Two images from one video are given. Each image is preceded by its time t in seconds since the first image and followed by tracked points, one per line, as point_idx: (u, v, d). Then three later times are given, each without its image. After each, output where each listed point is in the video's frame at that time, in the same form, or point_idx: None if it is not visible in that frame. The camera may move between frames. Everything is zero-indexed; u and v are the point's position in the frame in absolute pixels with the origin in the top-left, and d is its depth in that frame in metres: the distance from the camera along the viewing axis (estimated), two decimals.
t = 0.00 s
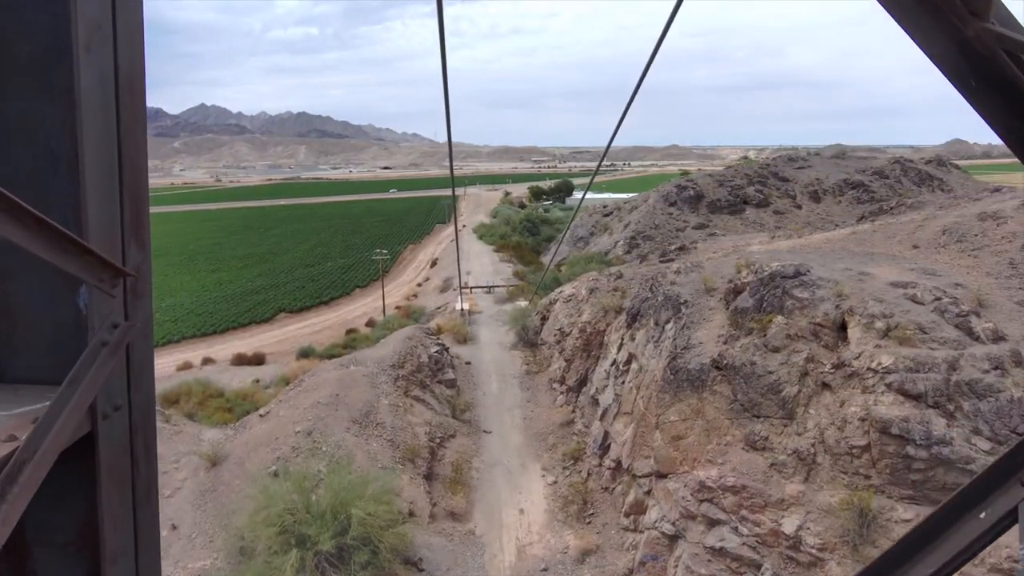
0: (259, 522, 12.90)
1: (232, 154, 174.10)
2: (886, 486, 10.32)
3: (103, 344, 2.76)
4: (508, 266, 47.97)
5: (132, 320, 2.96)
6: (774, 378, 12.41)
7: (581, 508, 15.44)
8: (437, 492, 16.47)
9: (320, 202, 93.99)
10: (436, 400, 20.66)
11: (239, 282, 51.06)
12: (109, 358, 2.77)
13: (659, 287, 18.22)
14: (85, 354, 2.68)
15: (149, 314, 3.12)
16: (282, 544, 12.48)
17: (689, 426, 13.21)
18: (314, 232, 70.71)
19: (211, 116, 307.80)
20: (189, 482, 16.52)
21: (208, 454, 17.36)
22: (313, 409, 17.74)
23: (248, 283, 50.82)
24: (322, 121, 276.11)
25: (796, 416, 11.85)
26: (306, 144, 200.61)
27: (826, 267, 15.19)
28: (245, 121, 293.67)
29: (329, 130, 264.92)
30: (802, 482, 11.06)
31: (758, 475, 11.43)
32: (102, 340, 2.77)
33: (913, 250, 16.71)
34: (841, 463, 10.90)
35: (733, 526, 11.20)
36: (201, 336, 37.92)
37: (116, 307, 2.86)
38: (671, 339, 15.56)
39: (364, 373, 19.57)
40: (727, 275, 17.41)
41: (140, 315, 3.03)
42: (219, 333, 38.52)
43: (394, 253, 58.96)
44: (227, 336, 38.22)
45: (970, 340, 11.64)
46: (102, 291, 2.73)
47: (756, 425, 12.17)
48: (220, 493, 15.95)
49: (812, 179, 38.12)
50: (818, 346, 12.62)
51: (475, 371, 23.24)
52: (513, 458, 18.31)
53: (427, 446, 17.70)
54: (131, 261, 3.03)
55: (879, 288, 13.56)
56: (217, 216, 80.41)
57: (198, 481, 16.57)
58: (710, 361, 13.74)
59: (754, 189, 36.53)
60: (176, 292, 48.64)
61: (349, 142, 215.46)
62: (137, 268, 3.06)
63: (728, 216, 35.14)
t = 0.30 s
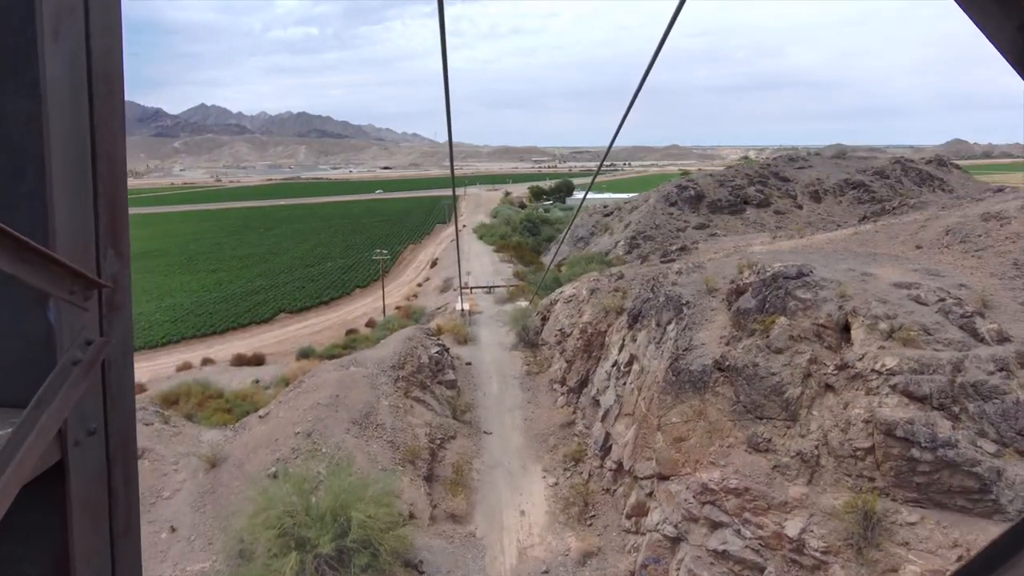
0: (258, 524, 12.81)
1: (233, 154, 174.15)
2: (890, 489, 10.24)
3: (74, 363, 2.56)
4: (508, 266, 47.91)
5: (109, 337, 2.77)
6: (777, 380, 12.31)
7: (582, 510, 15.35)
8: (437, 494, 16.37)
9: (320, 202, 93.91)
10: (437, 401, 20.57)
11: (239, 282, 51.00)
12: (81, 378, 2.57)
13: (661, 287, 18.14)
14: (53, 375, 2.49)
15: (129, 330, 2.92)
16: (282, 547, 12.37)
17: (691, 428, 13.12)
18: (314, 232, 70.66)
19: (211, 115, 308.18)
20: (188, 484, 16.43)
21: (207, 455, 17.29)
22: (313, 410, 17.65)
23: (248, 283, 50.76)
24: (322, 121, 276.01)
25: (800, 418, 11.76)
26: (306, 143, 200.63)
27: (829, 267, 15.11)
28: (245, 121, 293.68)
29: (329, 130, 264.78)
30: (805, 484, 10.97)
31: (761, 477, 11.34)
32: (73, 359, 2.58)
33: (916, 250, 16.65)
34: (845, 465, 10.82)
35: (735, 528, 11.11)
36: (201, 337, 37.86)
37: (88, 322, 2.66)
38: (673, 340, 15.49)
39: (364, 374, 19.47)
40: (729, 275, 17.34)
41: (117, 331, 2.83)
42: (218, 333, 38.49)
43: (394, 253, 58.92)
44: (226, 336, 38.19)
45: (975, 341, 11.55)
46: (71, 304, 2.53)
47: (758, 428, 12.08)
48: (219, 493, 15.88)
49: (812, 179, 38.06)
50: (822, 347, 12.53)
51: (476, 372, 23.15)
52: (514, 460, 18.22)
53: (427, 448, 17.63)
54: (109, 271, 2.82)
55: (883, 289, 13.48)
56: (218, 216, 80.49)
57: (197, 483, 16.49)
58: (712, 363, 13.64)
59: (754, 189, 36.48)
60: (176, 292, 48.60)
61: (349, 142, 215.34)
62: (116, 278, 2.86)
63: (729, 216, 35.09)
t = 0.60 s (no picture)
0: (256, 527, 12.68)
1: (233, 154, 174.29)
2: (893, 492, 10.15)
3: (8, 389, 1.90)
4: (508, 266, 47.82)
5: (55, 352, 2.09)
6: (779, 382, 12.21)
7: (583, 512, 15.25)
8: (437, 495, 16.25)
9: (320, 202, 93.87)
10: (436, 402, 20.47)
11: (239, 282, 50.88)
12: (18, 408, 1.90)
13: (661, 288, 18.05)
14: None
15: (84, 340, 2.23)
16: (279, 550, 12.24)
17: (692, 430, 13.01)
18: (314, 232, 70.59)
19: (212, 116, 308.32)
20: (186, 485, 16.32)
21: (205, 457, 17.21)
22: (312, 411, 17.52)
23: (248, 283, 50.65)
24: (322, 121, 276.00)
25: (802, 420, 11.67)
26: (306, 143, 200.75)
27: (831, 268, 15.02)
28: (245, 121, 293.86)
29: (329, 130, 264.79)
30: (807, 487, 10.87)
31: (763, 480, 11.24)
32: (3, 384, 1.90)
33: (918, 251, 16.57)
34: (848, 468, 10.72)
35: (737, 531, 11.02)
36: (201, 337, 37.77)
37: (25, 335, 1.98)
38: (674, 342, 15.40)
39: (363, 375, 19.36)
40: (730, 276, 17.26)
41: (68, 343, 2.14)
42: (217, 332, 38.40)
43: (394, 253, 58.86)
44: (225, 336, 38.17)
45: (979, 343, 11.46)
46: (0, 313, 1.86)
47: (760, 430, 11.98)
48: (218, 495, 15.78)
49: (813, 179, 38.01)
50: (824, 349, 12.44)
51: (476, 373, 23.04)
52: (514, 461, 18.12)
53: (427, 449, 17.53)
54: (56, 270, 2.13)
55: (885, 289, 13.39)
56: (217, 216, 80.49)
57: (195, 484, 16.34)
58: (713, 364, 13.54)
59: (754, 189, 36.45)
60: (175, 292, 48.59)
61: (349, 142, 215.41)
62: (66, 278, 2.17)
63: (729, 216, 35.06)
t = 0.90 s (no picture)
0: (253, 529, 12.56)
1: (233, 154, 174.21)
2: (895, 494, 10.07)
3: None
4: (508, 266, 47.74)
5: None
6: (780, 383, 12.12)
7: (582, 514, 15.16)
8: (436, 497, 16.16)
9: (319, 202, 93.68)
10: (435, 402, 20.38)
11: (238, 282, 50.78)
12: None
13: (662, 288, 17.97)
14: None
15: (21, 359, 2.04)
16: (276, 552, 12.12)
17: (692, 431, 12.93)
18: (313, 233, 70.43)
19: (212, 116, 308.28)
20: (184, 486, 16.17)
21: (202, 458, 17.12)
22: (310, 412, 17.42)
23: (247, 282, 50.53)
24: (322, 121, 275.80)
25: (802, 422, 11.59)
26: (307, 143, 200.68)
27: (833, 268, 14.95)
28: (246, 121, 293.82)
29: (329, 130, 264.65)
30: (808, 489, 10.78)
31: (764, 481, 11.15)
32: None
33: (920, 251, 16.49)
34: (849, 469, 10.65)
35: (737, 533, 10.93)
36: (200, 337, 37.65)
37: None
38: (674, 342, 15.32)
39: (362, 376, 19.27)
40: (730, 276, 17.18)
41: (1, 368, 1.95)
42: (216, 332, 38.28)
43: (394, 253, 58.76)
44: (225, 336, 38.09)
45: (981, 344, 11.38)
46: None
47: (761, 431, 11.89)
48: (216, 497, 15.69)
49: (813, 179, 37.93)
50: (825, 349, 12.36)
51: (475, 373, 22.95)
52: (513, 462, 18.04)
53: (426, 450, 17.44)
54: None
55: (886, 290, 13.32)
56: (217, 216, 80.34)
57: (192, 485, 16.18)
58: (713, 365, 13.44)
59: (754, 188, 36.37)
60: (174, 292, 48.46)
61: (350, 142, 215.32)
62: None
63: (729, 216, 34.96)
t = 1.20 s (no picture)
0: (249, 530, 12.44)
1: (234, 154, 174.03)
2: (896, 494, 9.98)
3: None
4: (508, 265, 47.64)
5: None
6: (780, 382, 12.01)
7: (582, 514, 15.07)
8: (434, 497, 16.05)
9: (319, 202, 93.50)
10: (434, 402, 20.29)
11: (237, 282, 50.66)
12: None
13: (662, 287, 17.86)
14: None
15: None
16: (272, 553, 12.01)
17: (692, 431, 12.83)
18: (313, 232, 70.33)
19: (212, 115, 307.89)
20: (181, 486, 16.06)
21: (200, 458, 17.02)
22: (307, 412, 17.30)
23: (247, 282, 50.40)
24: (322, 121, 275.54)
25: (803, 421, 11.49)
26: (307, 143, 200.38)
27: (834, 267, 14.86)
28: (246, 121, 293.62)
29: (329, 130, 264.36)
30: (809, 490, 10.68)
31: (765, 482, 11.05)
32: None
33: (921, 250, 16.39)
34: (850, 469, 10.55)
35: (738, 534, 10.83)
36: (198, 337, 37.53)
37: None
38: (674, 341, 15.21)
39: (361, 375, 19.17)
40: (731, 275, 17.07)
41: None
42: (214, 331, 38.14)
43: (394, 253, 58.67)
44: (223, 336, 37.98)
45: (984, 343, 11.28)
46: None
47: (762, 431, 11.79)
48: (213, 498, 15.59)
49: (813, 179, 37.84)
50: (826, 349, 12.26)
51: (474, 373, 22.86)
52: (512, 462, 17.94)
53: (424, 451, 17.34)
54: None
55: (888, 289, 13.22)
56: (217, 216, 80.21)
57: (190, 485, 16.09)
58: (714, 365, 13.34)
59: (754, 188, 36.27)
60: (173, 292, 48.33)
61: (350, 142, 215.06)
62: None
63: (729, 216, 34.84)
